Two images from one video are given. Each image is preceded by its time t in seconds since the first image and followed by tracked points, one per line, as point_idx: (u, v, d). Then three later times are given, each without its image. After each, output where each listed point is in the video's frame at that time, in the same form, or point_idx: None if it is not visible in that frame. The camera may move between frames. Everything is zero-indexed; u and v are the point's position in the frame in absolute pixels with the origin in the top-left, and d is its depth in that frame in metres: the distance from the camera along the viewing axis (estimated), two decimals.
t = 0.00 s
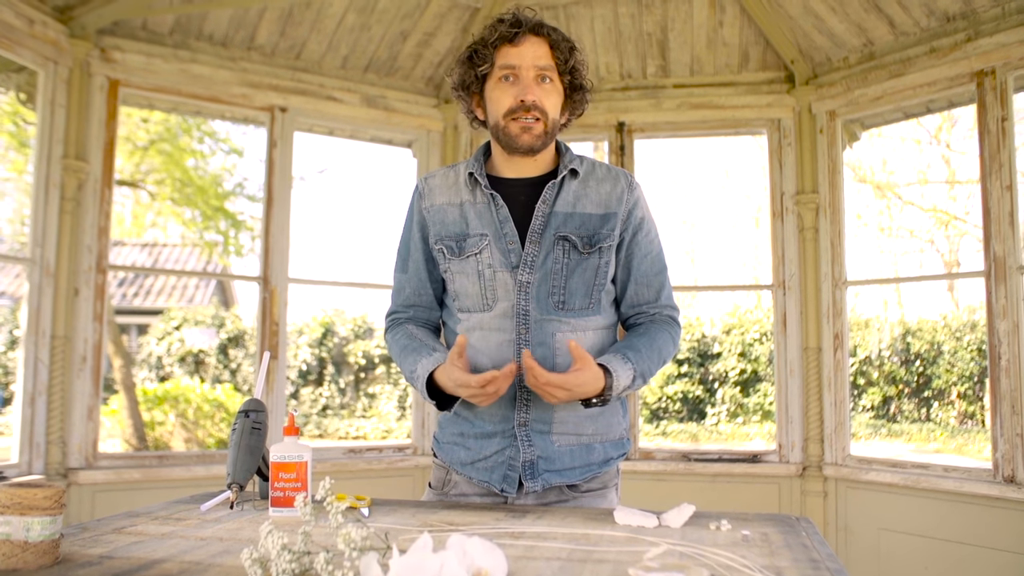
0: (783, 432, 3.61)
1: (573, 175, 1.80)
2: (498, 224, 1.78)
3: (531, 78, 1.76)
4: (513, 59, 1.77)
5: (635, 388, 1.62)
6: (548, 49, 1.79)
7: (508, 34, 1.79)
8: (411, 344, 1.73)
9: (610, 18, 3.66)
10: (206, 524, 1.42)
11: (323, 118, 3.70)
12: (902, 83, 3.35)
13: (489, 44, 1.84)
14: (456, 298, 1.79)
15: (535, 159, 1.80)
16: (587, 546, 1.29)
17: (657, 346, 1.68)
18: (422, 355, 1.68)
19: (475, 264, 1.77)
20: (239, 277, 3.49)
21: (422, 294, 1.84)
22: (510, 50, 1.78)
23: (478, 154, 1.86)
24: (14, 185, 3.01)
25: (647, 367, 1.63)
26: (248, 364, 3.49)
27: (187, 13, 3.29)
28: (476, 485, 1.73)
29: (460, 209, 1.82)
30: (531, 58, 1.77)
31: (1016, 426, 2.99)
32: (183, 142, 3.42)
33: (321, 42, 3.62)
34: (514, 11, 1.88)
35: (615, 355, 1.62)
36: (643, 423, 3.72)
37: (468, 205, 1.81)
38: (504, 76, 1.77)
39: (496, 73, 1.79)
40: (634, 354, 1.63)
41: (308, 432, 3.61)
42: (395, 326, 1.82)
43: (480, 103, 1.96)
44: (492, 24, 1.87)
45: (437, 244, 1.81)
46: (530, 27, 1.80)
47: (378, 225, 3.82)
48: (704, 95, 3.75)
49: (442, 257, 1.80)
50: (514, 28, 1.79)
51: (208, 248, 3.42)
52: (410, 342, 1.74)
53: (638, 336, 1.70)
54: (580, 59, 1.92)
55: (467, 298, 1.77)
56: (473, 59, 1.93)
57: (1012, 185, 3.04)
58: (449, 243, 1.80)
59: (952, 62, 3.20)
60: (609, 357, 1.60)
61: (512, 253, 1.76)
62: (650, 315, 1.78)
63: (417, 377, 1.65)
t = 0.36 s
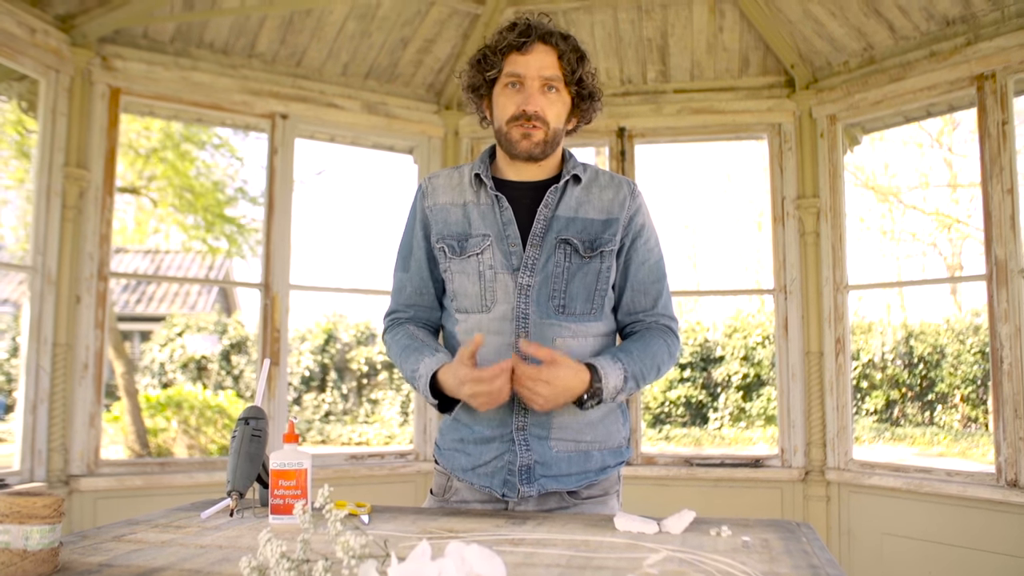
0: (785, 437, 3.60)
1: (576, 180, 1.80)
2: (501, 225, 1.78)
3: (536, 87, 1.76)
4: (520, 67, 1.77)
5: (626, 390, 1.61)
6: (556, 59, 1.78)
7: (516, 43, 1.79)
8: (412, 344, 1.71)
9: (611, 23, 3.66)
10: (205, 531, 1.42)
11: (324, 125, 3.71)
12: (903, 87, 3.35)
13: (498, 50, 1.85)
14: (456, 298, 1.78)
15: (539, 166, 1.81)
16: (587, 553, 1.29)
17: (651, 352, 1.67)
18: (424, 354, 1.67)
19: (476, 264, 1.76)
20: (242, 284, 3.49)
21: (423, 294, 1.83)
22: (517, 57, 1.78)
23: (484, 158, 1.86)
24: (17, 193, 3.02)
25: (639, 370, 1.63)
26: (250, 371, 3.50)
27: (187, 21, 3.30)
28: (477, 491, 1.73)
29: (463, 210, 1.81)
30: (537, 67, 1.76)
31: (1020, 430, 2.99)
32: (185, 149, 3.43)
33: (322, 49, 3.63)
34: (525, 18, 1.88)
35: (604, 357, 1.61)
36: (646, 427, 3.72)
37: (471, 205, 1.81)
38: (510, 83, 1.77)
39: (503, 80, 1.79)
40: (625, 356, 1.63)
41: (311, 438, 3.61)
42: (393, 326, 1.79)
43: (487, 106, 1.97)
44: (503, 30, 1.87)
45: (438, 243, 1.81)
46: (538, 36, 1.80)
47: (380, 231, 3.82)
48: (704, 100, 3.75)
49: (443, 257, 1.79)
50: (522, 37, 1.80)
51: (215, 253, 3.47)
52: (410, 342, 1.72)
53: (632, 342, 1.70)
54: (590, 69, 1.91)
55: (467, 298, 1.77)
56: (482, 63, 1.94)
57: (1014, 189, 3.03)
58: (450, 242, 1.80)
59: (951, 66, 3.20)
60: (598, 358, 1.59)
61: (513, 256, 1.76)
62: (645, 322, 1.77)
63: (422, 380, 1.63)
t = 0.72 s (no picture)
0: (792, 433, 3.60)
1: (582, 176, 1.80)
2: (507, 221, 1.77)
3: (545, 79, 1.75)
4: (530, 58, 1.76)
5: (637, 389, 1.61)
6: (566, 53, 1.77)
7: (528, 34, 1.78)
8: (421, 343, 1.70)
9: (617, 19, 3.65)
10: (210, 526, 1.42)
11: (330, 120, 3.71)
12: (910, 82, 3.33)
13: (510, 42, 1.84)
14: (462, 295, 1.77)
15: (546, 159, 1.80)
16: (590, 549, 1.29)
17: (658, 350, 1.67)
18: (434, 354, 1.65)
19: (483, 260, 1.75)
20: (250, 280, 3.50)
21: (430, 290, 1.82)
22: (528, 48, 1.77)
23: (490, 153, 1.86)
24: (26, 188, 3.04)
25: (646, 369, 1.63)
26: (258, 366, 3.50)
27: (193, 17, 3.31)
28: (482, 487, 1.73)
29: (469, 206, 1.81)
30: (548, 60, 1.75)
31: None
32: (192, 145, 3.44)
33: (328, 45, 3.63)
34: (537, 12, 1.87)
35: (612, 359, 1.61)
36: (653, 423, 3.71)
37: (477, 201, 1.81)
38: (519, 74, 1.76)
39: (511, 69, 1.78)
40: (633, 356, 1.63)
41: (319, 434, 3.62)
42: (401, 326, 1.78)
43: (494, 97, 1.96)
44: (515, 22, 1.87)
45: (445, 240, 1.80)
46: (550, 29, 1.79)
47: (386, 227, 3.83)
48: (711, 95, 3.74)
49: (450, 253, 1.79)
50: (535, 29, 1.79)
51: (223, 249, 3.47)
52: (419, 343, 1.71)
53: (638, 339, 1.70)
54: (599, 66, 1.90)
55: (473, 295, 1.76)
56: (491, 54, 1.93)
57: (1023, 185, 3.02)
58: (457, 239, 1.79)
59: (960, 60, 3.19)
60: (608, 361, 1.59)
61: (520, 252, 1.75)
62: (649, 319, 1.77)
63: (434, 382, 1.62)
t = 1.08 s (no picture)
0: (798, 438, 3.58)
1: (584, 181, 1.79)
2: (508, 228, 1.77)
3: (546, 96, 1.75)
4: (529, 75, 1.75)
5: (645, 372, 1.59)
6: (566, 67, 1.76)
7: (525, 49, 1.76)
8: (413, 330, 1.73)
9: (622, 23, 3.65)
10: (211, 531, 1.42)
11: (335, 125, 3.72)
12: (916, 86, 3.33)
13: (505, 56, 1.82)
14: (465, 302, 1.78)
15: (545, 171, 1.81)
16: (592, 554, 1.29)
17: (668, 340, 1.66)
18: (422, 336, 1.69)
19: (484, 267, 1.77)
20: (255, 284, 3.50)
21: (428, 297, 1.83)
22: (526, 65, 1.75)
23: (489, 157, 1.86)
24: (33, 192, 3.05)
25: (657, 356, 1.62)
26: (263, 370, 3.51)
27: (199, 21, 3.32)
28: (484, 492, 1.72)
29: (469, 213, 1.82)
30: (547, 76, 1.74)
31: None
32: (198, 149, 3.45)
33: (333, 49, 3.64)
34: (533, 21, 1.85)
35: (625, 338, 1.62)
36: (658, 428, 3.70)
37: (477, 208, 1.81)
38: (518, 91, 1.76)
39: (510, 86, 1.77)
40: (645, 340, 1.63)
41: (324, 438, 3.62)
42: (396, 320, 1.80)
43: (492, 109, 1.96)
44: (510, 33, 1.84)
45: (446, 247, 1.81)
46: (548, 42, 1.77)
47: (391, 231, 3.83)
48: (716, 99, 3.73)
49: (451, 260, 1.80)
50: (532, 44, 1.77)
51: (229, 253, 3.48)
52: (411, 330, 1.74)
53: (649, 330, 1.69)
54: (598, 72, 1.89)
55: (475, 302, 1.77)
56: (488, 65, 1.92)
57: None
58: (457, 246, 1.80)
59: (965, 64, 3.18)
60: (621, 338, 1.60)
61: (521, 259, 1.76)
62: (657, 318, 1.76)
63: (422, 358, 1.65)
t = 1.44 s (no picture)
0: (803, 435, 3.58)
1: (585, 178, 1.79)
2: (509, 226, 1.78)
3: (547, 94, 1.74)
4: (529, 75, 1.74)
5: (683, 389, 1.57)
6: (564, 63, 1.75)
7: (521, 50, 1.75)
8: (423, 334, 1.74)
9: (626, 20, 3.65)
10: (214, 527, 1.42)
11: (339, 122, 3.72)
12: (921, 82, 3.32)
13: (501, 59, 1.81)
14: (468, 300, 1.79)
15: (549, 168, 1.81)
16: (594, 551, 1.28)
17: (690, 350, 1.63)
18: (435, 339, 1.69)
19: (485, 266, 1.77)
20: (261, 282, 3.51)
21: (435, 295, 1.84)
22: (524, 65, 1.75)
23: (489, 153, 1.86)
24: (39, 191, 3.06)
25: (687, 369, 1.59)
26: (269, 368, 3.52)
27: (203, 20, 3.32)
28: (487, 489, 1.73)
29: (471, 211, 1.82)
30: (547, 74, 1.74)
31: None
32: (203, 148, 3.45)
33: (337, 47, 3.64)
34: (524, 19, 1.84)
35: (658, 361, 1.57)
36: (664, 425, 3.71)
37: (479, 206, 1.81)
38: (519, 92, 1.75)
39: (510, 87, 1.76)
40: (676, 356, 1.60)
41: (330, 435, 3.63)
42: (405, 321, 1.82)
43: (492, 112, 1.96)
44: (503, 35, 1.84)
45: (448, 246, 1.82)
46: (544, 40, 1.76)
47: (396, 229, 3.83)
48: (721, 96, 3.73)
49: (453, 259, 1.81)
50: (528, 44, 1.75)
51: (235, 250, 3.48)
52: (422, 332, 1.75)
53: (668, 340, 1.65)
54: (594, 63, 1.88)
55: (478, 301, 1.78)
56: (484, 69, 1.91)
57: None
58: (460, 245, 1.81)
59: (971, 60, 3.16)
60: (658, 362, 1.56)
61: (522, 257, 1.76)
62: (667, 315, 1.72)
63: (432, 364, 1.65)
